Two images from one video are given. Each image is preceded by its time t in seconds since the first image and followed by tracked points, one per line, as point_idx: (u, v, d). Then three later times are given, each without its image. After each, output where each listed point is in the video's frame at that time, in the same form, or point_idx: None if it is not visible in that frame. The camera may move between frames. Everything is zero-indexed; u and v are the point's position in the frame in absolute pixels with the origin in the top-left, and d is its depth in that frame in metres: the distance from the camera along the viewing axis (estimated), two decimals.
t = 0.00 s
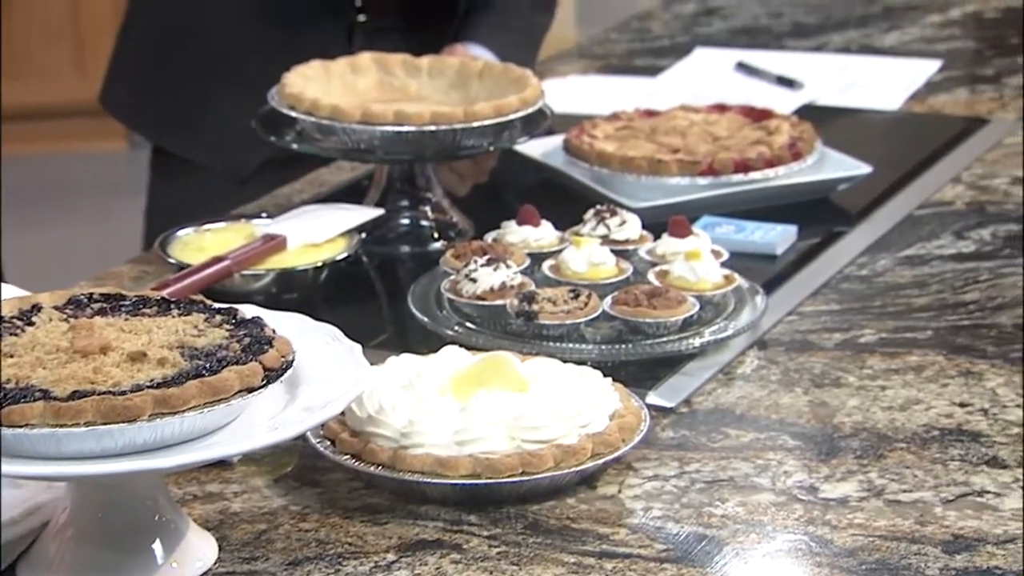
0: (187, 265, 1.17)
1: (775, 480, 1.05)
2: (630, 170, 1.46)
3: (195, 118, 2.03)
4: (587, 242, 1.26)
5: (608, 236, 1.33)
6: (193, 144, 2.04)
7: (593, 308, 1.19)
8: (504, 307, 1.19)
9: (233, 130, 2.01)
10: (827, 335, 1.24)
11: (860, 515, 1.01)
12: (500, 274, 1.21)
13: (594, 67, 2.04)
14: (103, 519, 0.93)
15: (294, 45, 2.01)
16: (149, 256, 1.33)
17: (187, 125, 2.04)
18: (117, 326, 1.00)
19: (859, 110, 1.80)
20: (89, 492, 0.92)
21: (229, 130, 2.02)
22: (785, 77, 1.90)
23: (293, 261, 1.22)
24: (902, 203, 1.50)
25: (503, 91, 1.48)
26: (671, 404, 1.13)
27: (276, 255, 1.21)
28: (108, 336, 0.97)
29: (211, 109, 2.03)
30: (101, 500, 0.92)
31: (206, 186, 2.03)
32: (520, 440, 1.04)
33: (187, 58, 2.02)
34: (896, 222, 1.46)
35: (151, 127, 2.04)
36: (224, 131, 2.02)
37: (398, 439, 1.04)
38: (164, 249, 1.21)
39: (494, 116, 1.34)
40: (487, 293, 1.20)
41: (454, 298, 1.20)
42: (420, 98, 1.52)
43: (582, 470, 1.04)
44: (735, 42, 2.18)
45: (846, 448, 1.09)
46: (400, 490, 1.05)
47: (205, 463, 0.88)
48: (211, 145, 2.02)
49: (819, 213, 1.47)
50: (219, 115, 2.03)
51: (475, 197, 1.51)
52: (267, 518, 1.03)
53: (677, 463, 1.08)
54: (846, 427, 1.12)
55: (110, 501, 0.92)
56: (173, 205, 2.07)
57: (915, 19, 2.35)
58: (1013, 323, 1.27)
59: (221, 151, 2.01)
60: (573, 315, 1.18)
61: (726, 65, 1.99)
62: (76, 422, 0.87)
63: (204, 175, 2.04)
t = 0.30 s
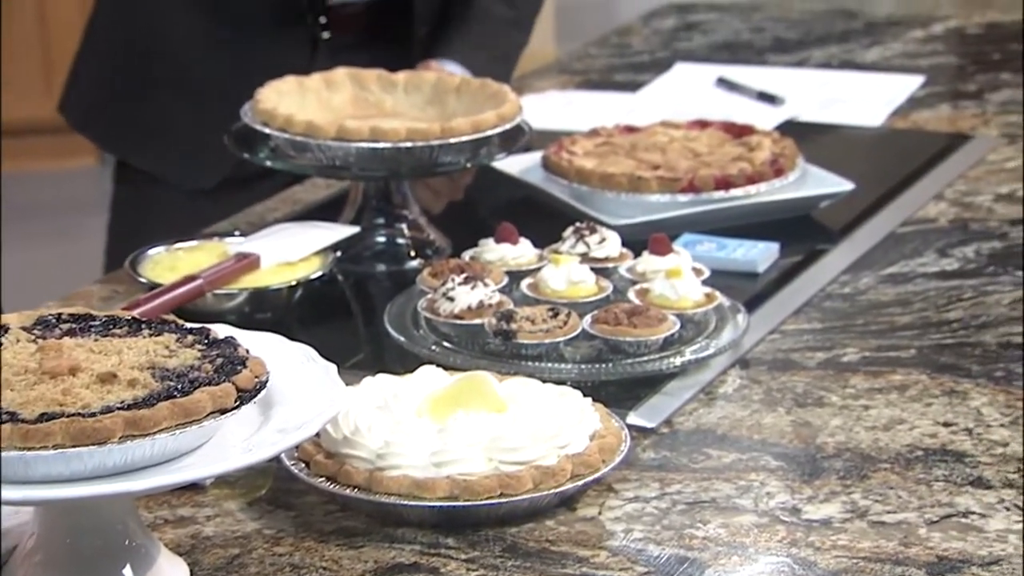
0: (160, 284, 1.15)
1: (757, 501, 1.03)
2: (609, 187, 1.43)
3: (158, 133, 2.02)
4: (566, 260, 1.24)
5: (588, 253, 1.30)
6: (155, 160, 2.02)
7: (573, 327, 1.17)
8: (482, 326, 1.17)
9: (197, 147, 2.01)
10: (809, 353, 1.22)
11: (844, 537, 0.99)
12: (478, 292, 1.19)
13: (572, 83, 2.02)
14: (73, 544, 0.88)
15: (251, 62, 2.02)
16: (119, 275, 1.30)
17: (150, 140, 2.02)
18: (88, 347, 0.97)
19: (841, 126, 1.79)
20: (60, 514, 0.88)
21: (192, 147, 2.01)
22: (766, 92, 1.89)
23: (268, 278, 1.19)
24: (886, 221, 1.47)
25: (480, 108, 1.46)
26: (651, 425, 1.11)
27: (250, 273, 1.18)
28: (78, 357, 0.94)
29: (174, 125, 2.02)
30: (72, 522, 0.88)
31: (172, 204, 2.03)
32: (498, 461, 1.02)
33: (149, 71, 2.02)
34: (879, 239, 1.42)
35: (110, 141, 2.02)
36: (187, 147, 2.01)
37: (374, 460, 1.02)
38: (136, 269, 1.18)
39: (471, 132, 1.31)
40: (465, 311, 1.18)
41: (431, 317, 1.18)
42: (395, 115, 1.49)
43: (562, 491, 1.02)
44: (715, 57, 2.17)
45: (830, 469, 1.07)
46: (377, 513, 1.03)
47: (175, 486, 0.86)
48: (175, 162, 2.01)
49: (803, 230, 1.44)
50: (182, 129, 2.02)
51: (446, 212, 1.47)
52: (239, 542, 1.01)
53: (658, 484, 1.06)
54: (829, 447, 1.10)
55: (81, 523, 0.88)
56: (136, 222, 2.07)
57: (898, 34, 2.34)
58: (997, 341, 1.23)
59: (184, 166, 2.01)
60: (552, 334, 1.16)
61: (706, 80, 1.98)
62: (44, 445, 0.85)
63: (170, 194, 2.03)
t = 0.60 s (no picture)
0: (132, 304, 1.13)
1: (742, 523, 1.01)
2: (591, 205, 1.39)
3: (133, 143, 2.00)
4: (548, 278, 1.20)
5: (569, 272, 1.26)
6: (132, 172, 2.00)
7: (555, 346, 1.14)
8: (463, 345, 1.14)
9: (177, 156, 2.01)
10: (794, 374, 1.19)
11: (830, 561, 0.96)
12: (458, 311, 1.16)
13: (553, 99, 2.01)
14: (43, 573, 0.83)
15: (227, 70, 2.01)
16: (91, 294, 1.28)
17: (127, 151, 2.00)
18: (57, 368, 0.95)
19: (826, 143, 1.76)
20: (32, 541, 0.82)
21: (170, 156, 2.00)
22: (750, 108, 1.87)
23: (243, 297, 1.16)
24: (873, 237, 1.44)
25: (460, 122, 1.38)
26: (635, 447, 1.09)
27: (226, 292, 1.15)
28: (47, 379, 0.91)
29: (150, 135, 2.00)
30: (46, 551, 0.82)
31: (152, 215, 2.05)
32: (478, 483, 0.99)
33: (117, 79, 1.99)
34: (866, 256, 1.39)
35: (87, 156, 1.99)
36: (167, 157, 2.00)
37: (351, 483, 1.00)
38: (106, 288, 1.16)
39: (450, 148, 1.25)
40: (444, 331, 1.15)
41: (410, 337, 1.15)
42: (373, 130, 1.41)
43: (544, 514, 0.99)
44: (698, 72, 2.15)
45: (816, 490, 1.05)
46: (355, 537, 1.01)
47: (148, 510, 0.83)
48: (153, 174, 2.00)
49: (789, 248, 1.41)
50: (160, 139, 2.00)
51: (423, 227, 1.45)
52: (213, 568, 0.99)
53: (641, 507, 1.03)
54: (815, 469, 1.07)
55: (54, 553, 0.83)
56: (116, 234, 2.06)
57: (883, 49, 2.32)
58: (985, 361, 1.20)
59: (164, 177, 2.00)
60: (533, 354, 1.13)
61: (689, 96, 1.96)
62: (13, 468, 0.83)
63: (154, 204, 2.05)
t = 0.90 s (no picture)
0: (104, 324, 1.10)
1: (731, 547, 0.98)
2: (577, 222, 1.37)
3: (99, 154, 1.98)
4: (532, 297, 1.18)
5: (554, 290, 1.23)
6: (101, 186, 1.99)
7: (539, 366, 1.12)
8: (445, 366, 1.11)
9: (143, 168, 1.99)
10: (784, 395, 1.16)
11: None
12: (440, 331, 1.13)
13: (537, 113, 1.98)
14: None
15: (191, 82, 1.97)
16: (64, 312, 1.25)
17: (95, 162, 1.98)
18: (27, 391, 0.92)
19: (815, 159, 1.74)
20: None
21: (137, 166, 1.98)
22: (739, 123, 1.85)
23: (220, 316, 1.13)
24: (864, 255, 1.41)
25: (441, 138, 1.34)
26: (621, 469, 1.06)
27: (201, 312, 1.12)
28: (17, 401, 0.88)
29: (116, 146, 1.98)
30: None
31: (126, 228, 2.03)
32: (461, 507, 0.96)
33: (85, 87, 1.97)
34: (857, 274, 1.36)
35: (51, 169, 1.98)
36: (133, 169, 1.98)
37: (330, 507, 0.96)
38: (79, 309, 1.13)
39: (431, 163, 1.21)
40: (426, 351, 1.12)
41: (391, 357, 1.12)
42: (354, 146, 1.37)
43: (527, 538, 0.96)
44: (685, 87, 2.13)
45: (806, 514, 1.01)
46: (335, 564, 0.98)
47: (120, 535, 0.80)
48: (124, 186, 1.99)
49: (778, 264, 1.38)
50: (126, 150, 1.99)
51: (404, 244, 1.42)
52: None
53: (627, 531, 1.00)
54: (806, 491, 1.04)
55: None
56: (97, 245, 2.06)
57: (873, 63, 2.30)
58: (978, 381, 1.17)
59: (132, 191, 1.99)
60: (517, 374, 1.10)
61: (675, 110, 1.94)
62: None
63: (126, 210, 2.03)
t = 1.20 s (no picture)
0: (78, 344, 1.07)
1: (722, 571, 0.94)
2: (564, 237, 1.34)
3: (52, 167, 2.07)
4: (518, 313, 1.15)
5: (541, 306, 1.20)
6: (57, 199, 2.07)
7: (525, 385, 1.08)
8: (429, 385, 1.08)
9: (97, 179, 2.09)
10: (776, 414, 1.13)
11: None
12: (423, 348, 1.10)
13: (524, 126, 1.95)
14: None
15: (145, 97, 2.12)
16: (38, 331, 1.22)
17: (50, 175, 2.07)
18: None
19: (808, 173, 1.71)
20: None
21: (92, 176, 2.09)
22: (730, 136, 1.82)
23: (198, 334, 1.10)
24: (857, 270, 1.38)
25: (424, 152, 1.30)
26: (610, 490, 1.03)
27: (179, 330, 1.10)
28: None
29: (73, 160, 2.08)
30: None
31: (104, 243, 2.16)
32: (445, 530, 0.92)
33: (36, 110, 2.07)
34: (851, 290, 1.33)
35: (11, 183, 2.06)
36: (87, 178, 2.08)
37: (311, 530, 0.92)
38: (52, 328, 1.09)
39: (414, 178, 1.19)
40: (410, 370, 1.09)
41: (374, 375, 1.10)
42: (335, 161, 1.33)
43: (513, 562, 0.92)
44: (675, 99, 2.11)
45: (799, 536, 0.98)
46: None
47: (98, 558, 0.79)
48: (79, 196, 2.08)
49: (770, 281, 1.35)
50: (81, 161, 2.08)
51: (386, 260, 1.39)
52: None
53: (616, 554, 0.97)
54: (799, 513, 1.01)
55: None
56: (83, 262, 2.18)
57: (867, 74, 2.28)
58: (975, 400, 1.14)
59: (90, 199, 2.09)
60: (502, 394, 1.07)
61: (665, 123, 1.91)
62: None
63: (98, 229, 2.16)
